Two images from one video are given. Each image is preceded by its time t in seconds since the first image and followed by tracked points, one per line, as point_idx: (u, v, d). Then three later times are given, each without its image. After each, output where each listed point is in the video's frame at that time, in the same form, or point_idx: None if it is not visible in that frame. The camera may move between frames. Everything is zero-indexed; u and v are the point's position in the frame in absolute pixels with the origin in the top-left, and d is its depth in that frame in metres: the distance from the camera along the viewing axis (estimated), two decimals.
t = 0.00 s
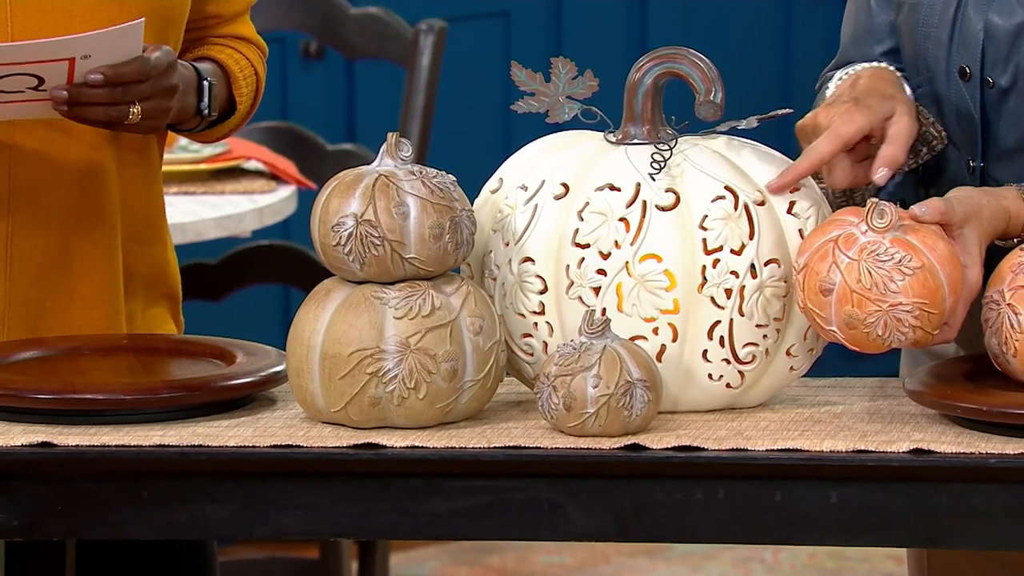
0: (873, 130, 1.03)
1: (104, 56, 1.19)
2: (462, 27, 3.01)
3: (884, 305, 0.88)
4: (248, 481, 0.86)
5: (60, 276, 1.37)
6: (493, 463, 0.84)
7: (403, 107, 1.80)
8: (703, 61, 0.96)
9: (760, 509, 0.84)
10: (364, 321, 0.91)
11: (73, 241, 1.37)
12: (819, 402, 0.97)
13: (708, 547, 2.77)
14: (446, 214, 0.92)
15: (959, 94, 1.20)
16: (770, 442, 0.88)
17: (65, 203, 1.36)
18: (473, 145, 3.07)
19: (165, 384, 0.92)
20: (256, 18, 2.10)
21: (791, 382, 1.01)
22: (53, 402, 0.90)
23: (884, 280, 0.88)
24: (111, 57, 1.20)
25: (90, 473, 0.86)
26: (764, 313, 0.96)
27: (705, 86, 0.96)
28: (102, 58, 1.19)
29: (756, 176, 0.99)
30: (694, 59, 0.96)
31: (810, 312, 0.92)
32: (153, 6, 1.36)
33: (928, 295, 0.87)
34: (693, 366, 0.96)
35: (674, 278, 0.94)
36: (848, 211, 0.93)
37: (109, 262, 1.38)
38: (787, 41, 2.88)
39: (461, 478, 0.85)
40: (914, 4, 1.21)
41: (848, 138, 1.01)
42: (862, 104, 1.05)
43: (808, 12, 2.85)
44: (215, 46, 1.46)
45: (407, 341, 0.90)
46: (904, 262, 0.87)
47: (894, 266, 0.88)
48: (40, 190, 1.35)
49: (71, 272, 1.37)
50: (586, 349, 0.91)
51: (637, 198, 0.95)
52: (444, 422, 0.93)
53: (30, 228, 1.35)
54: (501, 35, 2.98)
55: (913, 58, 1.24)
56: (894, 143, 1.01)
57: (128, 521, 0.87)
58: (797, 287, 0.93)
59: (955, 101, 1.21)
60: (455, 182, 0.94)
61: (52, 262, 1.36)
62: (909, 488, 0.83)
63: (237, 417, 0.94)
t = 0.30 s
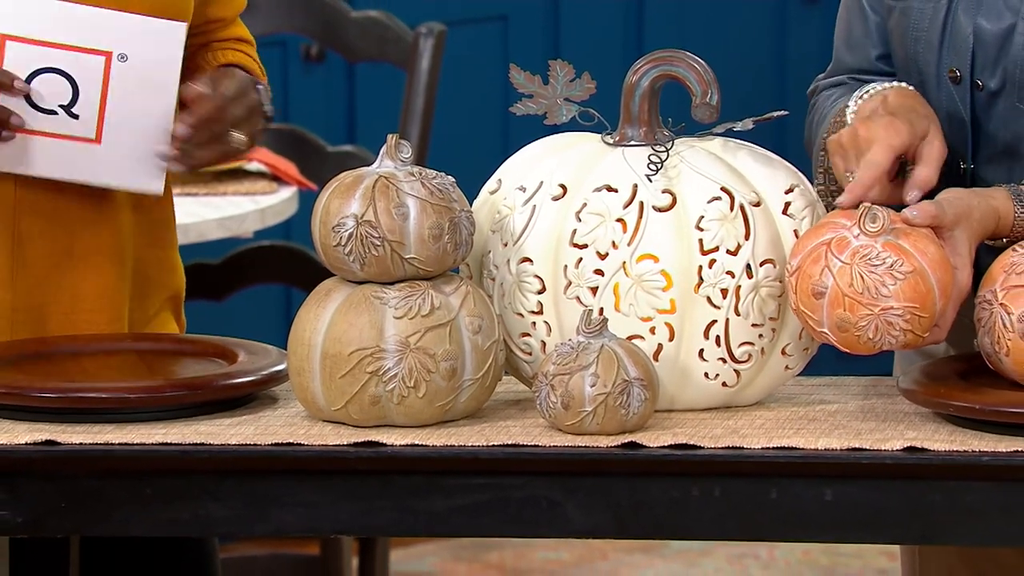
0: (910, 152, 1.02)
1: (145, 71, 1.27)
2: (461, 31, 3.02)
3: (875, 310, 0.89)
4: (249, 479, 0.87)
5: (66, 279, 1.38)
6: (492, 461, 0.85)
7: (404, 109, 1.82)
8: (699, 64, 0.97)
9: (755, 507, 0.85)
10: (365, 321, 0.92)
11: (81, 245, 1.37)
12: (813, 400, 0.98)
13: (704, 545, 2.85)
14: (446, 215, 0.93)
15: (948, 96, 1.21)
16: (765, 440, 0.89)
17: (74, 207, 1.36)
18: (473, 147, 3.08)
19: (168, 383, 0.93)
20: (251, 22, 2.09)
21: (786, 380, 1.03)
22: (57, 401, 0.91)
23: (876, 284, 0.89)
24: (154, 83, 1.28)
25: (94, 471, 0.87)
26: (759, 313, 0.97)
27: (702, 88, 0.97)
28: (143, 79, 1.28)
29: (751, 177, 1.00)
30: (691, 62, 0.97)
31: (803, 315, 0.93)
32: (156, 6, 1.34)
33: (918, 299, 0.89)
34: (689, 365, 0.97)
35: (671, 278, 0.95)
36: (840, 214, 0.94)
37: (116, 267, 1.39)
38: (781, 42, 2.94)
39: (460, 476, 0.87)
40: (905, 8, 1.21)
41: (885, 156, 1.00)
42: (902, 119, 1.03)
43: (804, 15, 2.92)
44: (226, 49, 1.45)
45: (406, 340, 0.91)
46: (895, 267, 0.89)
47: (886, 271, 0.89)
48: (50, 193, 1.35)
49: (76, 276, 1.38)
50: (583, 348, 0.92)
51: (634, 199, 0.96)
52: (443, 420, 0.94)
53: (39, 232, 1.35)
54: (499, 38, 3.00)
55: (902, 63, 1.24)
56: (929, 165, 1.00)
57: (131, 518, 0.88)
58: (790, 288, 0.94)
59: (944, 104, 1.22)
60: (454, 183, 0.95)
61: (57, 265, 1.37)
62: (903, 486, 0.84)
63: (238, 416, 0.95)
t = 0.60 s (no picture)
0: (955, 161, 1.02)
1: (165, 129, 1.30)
2: (460, 34, 3.03)
3: (866, 318, 0.91)
4: (249, 477, 0.88)
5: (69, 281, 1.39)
6: (489, 459, 0.86)
7: (403, 111, 1.82)
8: (694, 66, 0.98)
9: (750, 504, 0.86)
10: (364, 321, 0.93)
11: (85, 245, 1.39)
12: (807, 399, 0.99)
13: (700, 543, 2.93)
14: (444, 215, 0.94)
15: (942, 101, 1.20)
16: (760, 439, 0.90)
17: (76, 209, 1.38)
18: (472, 147, 3.10)
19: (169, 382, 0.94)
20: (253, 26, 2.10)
21: (780, 379, 1.04)
22: (60, 400, 0.92)
23: (868, 294, 0.90)
24: (166, 130, 1.30)
25: (96, 469, 0.88)
26: (754, 313, 0.98)
27: (697, 91, 0.98)
28: (158, 137, 1.31)
29: (746, 179, 1.01)
30: (686, 64, 0.98)
31: (797, 319, 0.95)
32: (159, 10, 1.40)
33: (910, 308, 0.89)
34: (685, 364, 0.98)
35: (667, 278, 0.96)
36: (835, 218, 0.95)
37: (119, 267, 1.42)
38: (777, 43, 2.97)
39: (459, 474, 0.87)
40: (891, 14, 1.19)
41: (1011, 136, 1.02)
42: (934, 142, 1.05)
43: (799, 17, 2.96)
44: (245, 110, 1.48)
45: (405, 340, 0.92)
46: (888, 276, 0.90)
47: (879, 280, 0.90)
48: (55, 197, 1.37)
49: (79, 278, 1.39)
50: (580, 347, 0.93)
51: (631, 200, 0.97)
52: (442, 419, 0.95)
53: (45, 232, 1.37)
54: (498, 40, 3.02)
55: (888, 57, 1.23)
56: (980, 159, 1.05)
57: (133, 516, 0.89)
58: (785, 292, 0.96)
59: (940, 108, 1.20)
60: (453, 184, 0.96)
61: (61, 266, 1.39)
62: (897, 484, 0.85)
63: (239, 415, 0.96)
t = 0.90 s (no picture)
0: (950, 151, 1.03)
1: (162, 146, 1.36)
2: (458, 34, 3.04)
3: (860, 318, 0.92)
4: (250, 475, 0.89)
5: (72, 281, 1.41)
6: (487, 457, 0.87)
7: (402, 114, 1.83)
8: (690, 69, 0.99)
9: (745, 502, 0.87)
10: (363, 320, 0.94)
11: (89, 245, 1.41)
12: (800, 398, 1.00)
13: (695, 540, 2.95)
14: (442, 216, 0.95)
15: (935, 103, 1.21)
16: (755, 437, 0.91)
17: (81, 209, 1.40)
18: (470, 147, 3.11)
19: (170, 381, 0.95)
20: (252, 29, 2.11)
21: (774, 378, 1.05)
22: (62, 399, 0.93)
23: (861, 293, 0.91)
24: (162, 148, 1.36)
25: (98, 467, 0.89)
26: (749, 312, 0.99)
27: (693, 93, 0.99)
28: (154, 152, 1.36)
29: (741, 180, 1.03)
30: (682, 67, 0.99)
31: (791, 318, 0.96)
32: (164, 14, 1.41)
33: (903, 307, 0.91)
34: (680, 363, 0.99)
35: (662, 278, 0.97)
36: (828, 219, 0.96)
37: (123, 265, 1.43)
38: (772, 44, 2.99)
39: (456, 472, 0.88)
40: (884, 18, 1.20)
41: (1005, 126, 1.03)
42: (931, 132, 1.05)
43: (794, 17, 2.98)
44: (234, 160, 1.55)
45: (404, 339, 0.93)
46: (881, 276, 0.91)
47: (871, 281, 0.91)
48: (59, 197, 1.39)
49: (87, 277, 1.42)
50: (577, 346, 0.94)
51: (627, 201, 0.98)
52: (440, 417, 0.96)
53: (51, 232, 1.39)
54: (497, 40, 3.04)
55: (881, 63, 1.24)
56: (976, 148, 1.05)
57: (134, 513, 0.89)
58: (779, 293, 0.97)
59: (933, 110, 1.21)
60: (450, 185, 0.97)
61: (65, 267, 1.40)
62: (890, 481, 0.86)
63: (238, 414, 0.97)
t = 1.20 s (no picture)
0: (942, 150, 1.04)
1: (168, 161, 1.39)
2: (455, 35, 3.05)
3: (854, 317, 0.93)
4: (249, 473, 0.90)
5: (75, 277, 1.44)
6: (485, 455, 0.88)
7: (400, 115, 1.84)
8: (686, 71, 1.00)
9: (740, 500, 0.88)
10: (362, 320, 0.95)
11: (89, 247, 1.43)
12: (794, 396, 1.01)
13: (692, 537, 2.96)
14: (441, 217, 0.96)
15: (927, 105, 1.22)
16: (750, 435, 0.91)
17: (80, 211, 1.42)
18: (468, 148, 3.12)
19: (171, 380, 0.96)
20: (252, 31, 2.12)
21: (769, 377, 1.06)
22: (64, 397, 0.94)
23: (855, 293, 0.92)
24: (169, 160, 1.39)
25: (99, 464, 0.90)
26: (744, 312, 1.00)
27: (689, 95, 1.00)
28: (162, 166, 1.39)
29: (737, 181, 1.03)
30: (678, 69, 1.00)
31: (786, 318, 0.97)
32: (169, 14, 1.43)
33: (896, 307, 0.92)
34: (676, 362, 1.00)
35: (659, 278, 0.98)
36: (822, 220, 0.97)
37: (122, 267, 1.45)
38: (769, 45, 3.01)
39: (454, 470, 0.89)
40: (878, 21, 1.21)
41: (997, 126, 1.03)
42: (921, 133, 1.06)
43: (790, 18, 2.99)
44: (244, 157, 1.56)
45: (403, 338, 0.94)
46: (874, 276, 0.91)
47: (865, 280, 0.92)
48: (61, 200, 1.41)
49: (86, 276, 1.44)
50: (574, 345, 0.95)
51: (624, 202, 0.99)
52: (438, 416, 0.97)
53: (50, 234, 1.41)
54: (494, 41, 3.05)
55: (875, 65, 1.25)
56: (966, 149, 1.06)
57: (136, 511, 0.90)
58: (775, 292, 0.98)
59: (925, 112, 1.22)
60: (449, 186, 0.98)
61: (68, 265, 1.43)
62: (884, 478, 0.87)
63: (238, 413, 0.98)
